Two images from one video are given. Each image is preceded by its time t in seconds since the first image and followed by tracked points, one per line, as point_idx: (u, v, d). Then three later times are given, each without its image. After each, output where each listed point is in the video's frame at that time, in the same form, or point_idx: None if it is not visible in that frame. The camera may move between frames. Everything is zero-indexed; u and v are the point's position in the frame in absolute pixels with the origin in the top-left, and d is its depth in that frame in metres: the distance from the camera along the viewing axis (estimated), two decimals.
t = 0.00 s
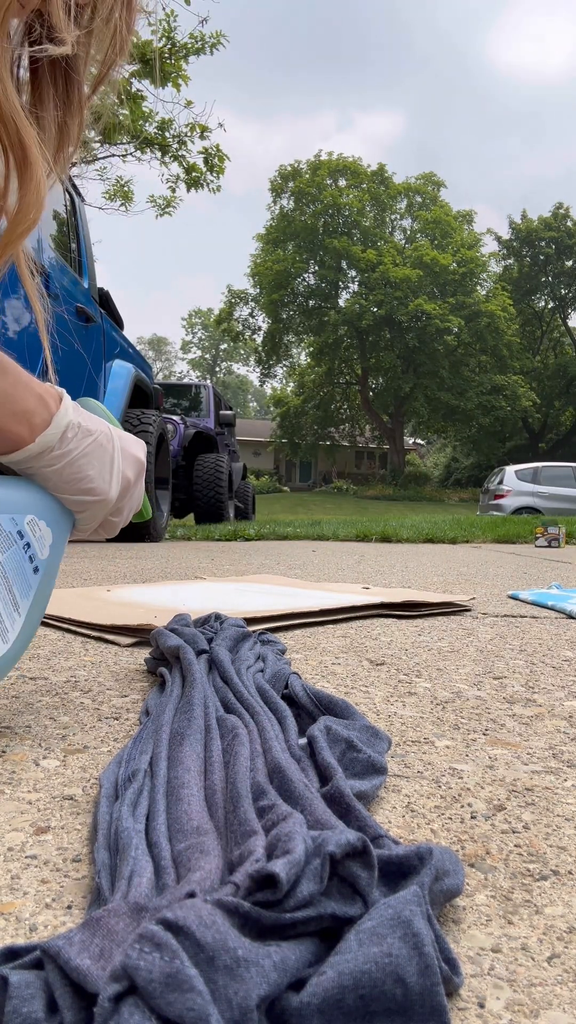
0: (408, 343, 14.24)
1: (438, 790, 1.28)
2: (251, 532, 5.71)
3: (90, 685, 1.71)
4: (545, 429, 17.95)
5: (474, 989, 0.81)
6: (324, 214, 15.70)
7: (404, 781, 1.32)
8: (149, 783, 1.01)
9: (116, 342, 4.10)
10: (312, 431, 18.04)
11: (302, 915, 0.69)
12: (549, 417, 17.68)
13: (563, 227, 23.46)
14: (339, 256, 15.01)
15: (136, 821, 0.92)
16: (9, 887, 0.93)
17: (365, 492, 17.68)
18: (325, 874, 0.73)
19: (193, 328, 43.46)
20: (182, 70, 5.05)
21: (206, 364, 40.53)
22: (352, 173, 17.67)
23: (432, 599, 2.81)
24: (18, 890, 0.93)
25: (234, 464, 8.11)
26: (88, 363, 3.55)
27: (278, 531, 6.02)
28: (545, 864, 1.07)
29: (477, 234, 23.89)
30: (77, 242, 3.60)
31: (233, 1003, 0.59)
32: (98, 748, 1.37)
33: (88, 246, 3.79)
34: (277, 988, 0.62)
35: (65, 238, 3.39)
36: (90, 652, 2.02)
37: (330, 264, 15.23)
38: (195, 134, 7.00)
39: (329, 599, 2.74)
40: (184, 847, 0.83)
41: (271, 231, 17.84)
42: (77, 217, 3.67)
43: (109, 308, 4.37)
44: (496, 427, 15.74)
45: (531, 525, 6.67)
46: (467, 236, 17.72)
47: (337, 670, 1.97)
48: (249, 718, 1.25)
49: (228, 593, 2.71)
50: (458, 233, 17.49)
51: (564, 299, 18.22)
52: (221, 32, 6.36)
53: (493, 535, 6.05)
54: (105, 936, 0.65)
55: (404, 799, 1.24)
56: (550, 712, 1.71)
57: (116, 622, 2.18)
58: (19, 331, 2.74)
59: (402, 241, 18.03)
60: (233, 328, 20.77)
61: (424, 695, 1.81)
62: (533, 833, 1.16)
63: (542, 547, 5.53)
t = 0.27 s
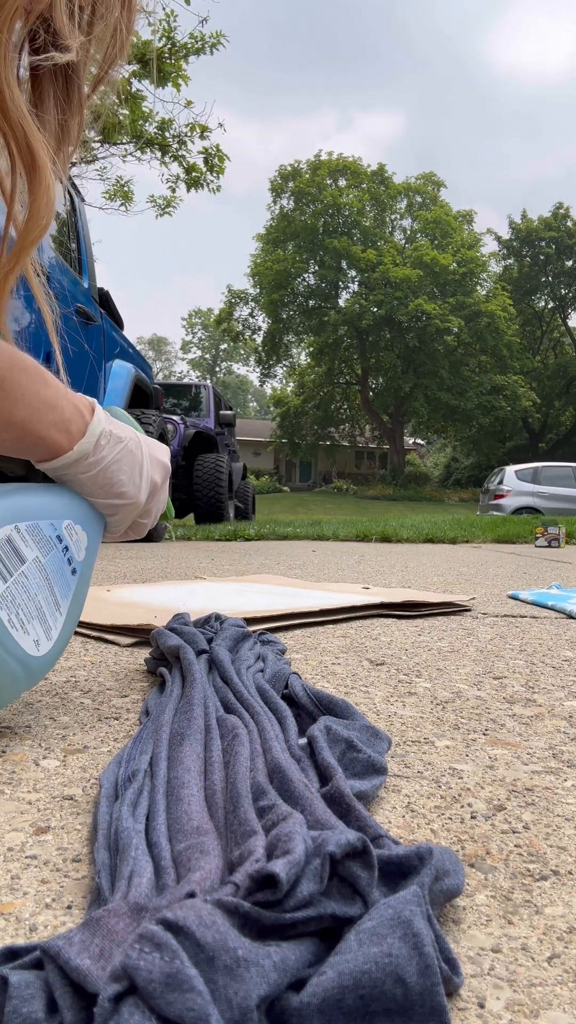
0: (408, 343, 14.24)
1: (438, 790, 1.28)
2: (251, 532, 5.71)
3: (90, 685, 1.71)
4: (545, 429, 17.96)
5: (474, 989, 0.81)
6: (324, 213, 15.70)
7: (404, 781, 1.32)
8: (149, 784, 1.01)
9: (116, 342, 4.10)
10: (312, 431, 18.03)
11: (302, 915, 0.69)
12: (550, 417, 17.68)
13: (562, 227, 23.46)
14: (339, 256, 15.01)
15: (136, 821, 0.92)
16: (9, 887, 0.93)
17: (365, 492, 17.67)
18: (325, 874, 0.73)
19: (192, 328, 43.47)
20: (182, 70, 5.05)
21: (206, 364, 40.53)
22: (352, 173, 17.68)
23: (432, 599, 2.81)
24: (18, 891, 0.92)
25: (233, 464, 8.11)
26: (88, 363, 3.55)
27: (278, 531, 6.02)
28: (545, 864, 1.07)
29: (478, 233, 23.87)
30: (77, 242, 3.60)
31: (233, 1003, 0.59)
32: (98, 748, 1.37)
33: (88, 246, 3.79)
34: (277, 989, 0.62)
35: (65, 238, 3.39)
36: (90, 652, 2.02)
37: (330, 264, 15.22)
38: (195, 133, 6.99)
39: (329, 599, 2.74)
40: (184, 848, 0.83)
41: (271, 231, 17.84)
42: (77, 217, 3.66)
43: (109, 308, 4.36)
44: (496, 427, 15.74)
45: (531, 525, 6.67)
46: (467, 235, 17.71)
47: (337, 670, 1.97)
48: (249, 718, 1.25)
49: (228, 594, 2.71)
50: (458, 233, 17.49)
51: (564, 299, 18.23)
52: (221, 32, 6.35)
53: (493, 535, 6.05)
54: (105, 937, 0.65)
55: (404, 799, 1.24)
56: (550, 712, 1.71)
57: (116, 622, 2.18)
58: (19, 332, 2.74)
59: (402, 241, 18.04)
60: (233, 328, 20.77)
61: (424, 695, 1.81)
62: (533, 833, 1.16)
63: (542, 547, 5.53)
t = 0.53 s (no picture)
0: (409, 342, 14.21)
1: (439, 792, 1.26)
2: (252, 532, 5.69)
3: (87, 686, 1.70)
4: (547, 428, 17.91)
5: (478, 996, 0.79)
6: (325, 212, 15.66)
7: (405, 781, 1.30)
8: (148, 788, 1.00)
9: (115, 340, 4.09)
10: (313, 431, 18.00)
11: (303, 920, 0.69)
12: (551, 416, 17.65)
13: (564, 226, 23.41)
14: (340, 255, 14.98)
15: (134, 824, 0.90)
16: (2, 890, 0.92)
17: (367, 492, 17.64)
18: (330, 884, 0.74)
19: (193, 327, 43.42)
20: (181, 68, 5.03)
21: (207, 363, 40.52)
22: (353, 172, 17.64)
23: (433, 599, 2.80)
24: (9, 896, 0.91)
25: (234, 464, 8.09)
26: (87, 361, 3.53)
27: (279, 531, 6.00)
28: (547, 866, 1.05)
29: (478, 232, 23.83)
30: (76, 240, 3.58)
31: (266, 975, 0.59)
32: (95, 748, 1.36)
33: (87, 244, 3.77)
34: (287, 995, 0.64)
35: (64, 236, 3.37)
36: (88, 652, 2.00)
37: (331, 263, 15.19)
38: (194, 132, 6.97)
39: (329, 599, 2.73)
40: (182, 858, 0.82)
41: (272, 231, 17.81)
42: (76, 215, 3.65)
43: (108, 306, 4.35)
44: (498, 427, 15.70)
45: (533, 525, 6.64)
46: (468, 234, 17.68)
47: (337, 670, 1.96)
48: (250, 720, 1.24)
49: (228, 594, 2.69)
50: (459, 232, 17.45)
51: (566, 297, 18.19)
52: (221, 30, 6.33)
53: (495, 535, 6.03)
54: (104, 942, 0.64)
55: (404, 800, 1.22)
56: (552, 713, 1.69)
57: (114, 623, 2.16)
58: (17, 330, 2.72)
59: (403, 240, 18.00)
60: (233, 327, 20.76)
61: (425, 696, 1.79)
62: (534, 834, 1.14)
63: (544, 547, 5.51)
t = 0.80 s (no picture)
0: (408, 343, 14.24)
1: (439, 791, 1.27)
2: (251, 532, 5.70)
3: (89, 685, 1.71)
4: (546, 429, 17.94)
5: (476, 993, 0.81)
6: (324, 213, 15.70)
7: (405, 781, 1.32)
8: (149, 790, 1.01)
9: (116, 341, 4.10)
10: (312, 431, 18.03)
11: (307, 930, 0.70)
12: (550, 417, 17.68)
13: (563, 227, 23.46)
14: (339, 255, 15.02)
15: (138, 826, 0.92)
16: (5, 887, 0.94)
17: (366, 492, 17.66)
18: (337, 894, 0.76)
19: (193, 328, 43.48)
20: (182, 69, 5.05)
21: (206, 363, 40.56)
22: (352, 173, 17.68)
23: (433, 599, 2.81)
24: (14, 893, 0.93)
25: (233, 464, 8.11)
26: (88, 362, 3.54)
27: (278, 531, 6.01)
28: (546, 865, 1.06)
29: (478, 232, 23.87)
30: (76, 241, 3.59)
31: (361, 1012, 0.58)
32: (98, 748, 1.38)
33: (88, 246, 3.78)
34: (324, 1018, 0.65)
35: (65, 237, 3.39)
36: (89, 652, 2.01)
37: (331, 264, 15.23)
38: (195, 133, 6.99)
39: (329, 599, 2.74)
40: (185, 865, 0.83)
41: (271, 231, 17.85)
42: (77, 216, 3.66)
43: (109, 308, 4.36)
44: (497, 427, 15.72)
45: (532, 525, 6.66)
46: (468, 235, 17.71)
47: (337, 670, 1.97)
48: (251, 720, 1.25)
49: (228, 593, 2.70)
50: (459, 233, 17.49)
51: (565, 298, 18.23)
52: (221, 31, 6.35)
53: (494, 536, 6.05)
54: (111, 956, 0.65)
55: (404, 800, 1.24)
56: (551, 713, 1.71)
57: (115, 623, 2.17)
58: (18, 331, 2.73)
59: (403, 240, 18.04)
60: (233, 327, 20.80)
61: (425, 695, 1.80)
62: (534, 833, 1.15)
63: (542, 547, 5.53)
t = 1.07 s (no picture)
0: (408, 343, 14.25)
1: (438, 791, 1.27)
2: (251, 532, 5.70)
3: (89, 685, 1.71)
4: (546, 429, 17.94)
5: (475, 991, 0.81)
6: (324, 213, 15.71)
7: (404, 781, 1.32)
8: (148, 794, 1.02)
9: (116, 341, 4.10)
10: (312, 431, 18.03)
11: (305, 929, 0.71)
12: (550, 417, 17.68)
13: (562, 228, 23.48)
14: (339, 255, 15.04)
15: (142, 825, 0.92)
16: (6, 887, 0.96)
17: (366, 492, 17.65)
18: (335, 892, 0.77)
19: (193, 328, 43.49)
20: (182, 69, 5.05)
21: (206, 364, 40.55)
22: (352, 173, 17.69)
23: (432, 599, 2.81)
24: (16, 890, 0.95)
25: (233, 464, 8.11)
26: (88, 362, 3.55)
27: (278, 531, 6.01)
28: (546, 865, 1.06)
29: (478, 232, 23.88)
30: (77, 242, 3.60)
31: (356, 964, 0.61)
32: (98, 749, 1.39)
33: (88, 246, 3.79)
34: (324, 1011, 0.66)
35: (65, 237, 3.39)
36: (89, 652, 2.02)
37: (331, 264, 15.24)
38: (194, 133, 7.00)
39: (329, 599, 2.74)
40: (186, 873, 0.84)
41: (271, 231, 17.86)
42: (77, 216, 3.66)
43: (109, 308, 4.36)
44: (497, 427, 15.73)
45: (531, 525, 6.66)
46: (468, 236, 17.72)
47: (337, 670, 1.97)
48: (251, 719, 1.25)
49: (228, 593, 2.71)
50: (458, 233, 17.50)
51: (564, 299, 18.24)
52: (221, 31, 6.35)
53: (493, 536, 6.05)
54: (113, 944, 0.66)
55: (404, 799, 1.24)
56: (550, 713, 1.71)
57: (115, 623, 2.17)
58: (18, 331, 2.73)
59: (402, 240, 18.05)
60: (233, 327, 20.79)
61: (424, 695, 1.81)
62: (533, 833, 1.15)
63: (542, 547, 5.53)
